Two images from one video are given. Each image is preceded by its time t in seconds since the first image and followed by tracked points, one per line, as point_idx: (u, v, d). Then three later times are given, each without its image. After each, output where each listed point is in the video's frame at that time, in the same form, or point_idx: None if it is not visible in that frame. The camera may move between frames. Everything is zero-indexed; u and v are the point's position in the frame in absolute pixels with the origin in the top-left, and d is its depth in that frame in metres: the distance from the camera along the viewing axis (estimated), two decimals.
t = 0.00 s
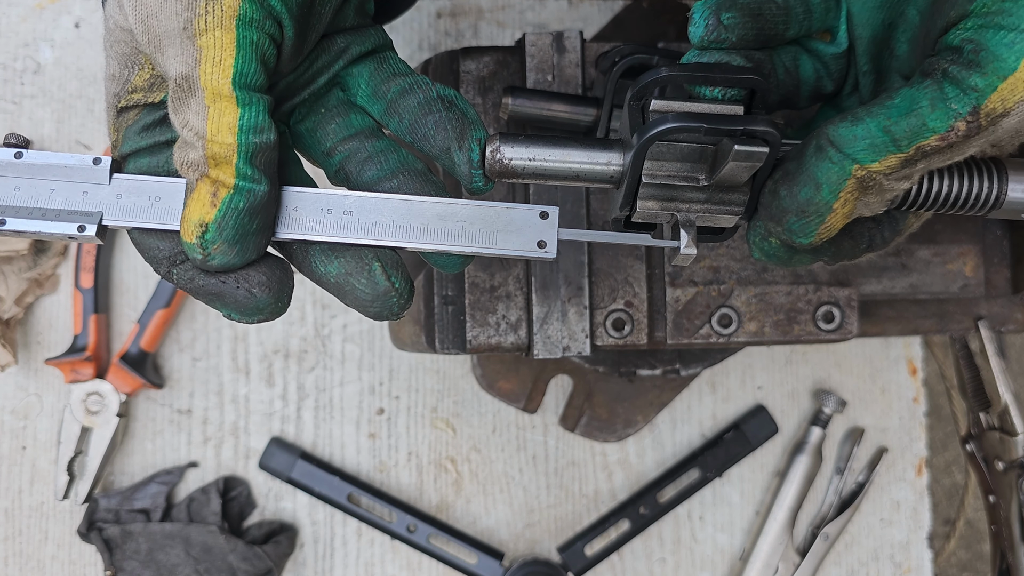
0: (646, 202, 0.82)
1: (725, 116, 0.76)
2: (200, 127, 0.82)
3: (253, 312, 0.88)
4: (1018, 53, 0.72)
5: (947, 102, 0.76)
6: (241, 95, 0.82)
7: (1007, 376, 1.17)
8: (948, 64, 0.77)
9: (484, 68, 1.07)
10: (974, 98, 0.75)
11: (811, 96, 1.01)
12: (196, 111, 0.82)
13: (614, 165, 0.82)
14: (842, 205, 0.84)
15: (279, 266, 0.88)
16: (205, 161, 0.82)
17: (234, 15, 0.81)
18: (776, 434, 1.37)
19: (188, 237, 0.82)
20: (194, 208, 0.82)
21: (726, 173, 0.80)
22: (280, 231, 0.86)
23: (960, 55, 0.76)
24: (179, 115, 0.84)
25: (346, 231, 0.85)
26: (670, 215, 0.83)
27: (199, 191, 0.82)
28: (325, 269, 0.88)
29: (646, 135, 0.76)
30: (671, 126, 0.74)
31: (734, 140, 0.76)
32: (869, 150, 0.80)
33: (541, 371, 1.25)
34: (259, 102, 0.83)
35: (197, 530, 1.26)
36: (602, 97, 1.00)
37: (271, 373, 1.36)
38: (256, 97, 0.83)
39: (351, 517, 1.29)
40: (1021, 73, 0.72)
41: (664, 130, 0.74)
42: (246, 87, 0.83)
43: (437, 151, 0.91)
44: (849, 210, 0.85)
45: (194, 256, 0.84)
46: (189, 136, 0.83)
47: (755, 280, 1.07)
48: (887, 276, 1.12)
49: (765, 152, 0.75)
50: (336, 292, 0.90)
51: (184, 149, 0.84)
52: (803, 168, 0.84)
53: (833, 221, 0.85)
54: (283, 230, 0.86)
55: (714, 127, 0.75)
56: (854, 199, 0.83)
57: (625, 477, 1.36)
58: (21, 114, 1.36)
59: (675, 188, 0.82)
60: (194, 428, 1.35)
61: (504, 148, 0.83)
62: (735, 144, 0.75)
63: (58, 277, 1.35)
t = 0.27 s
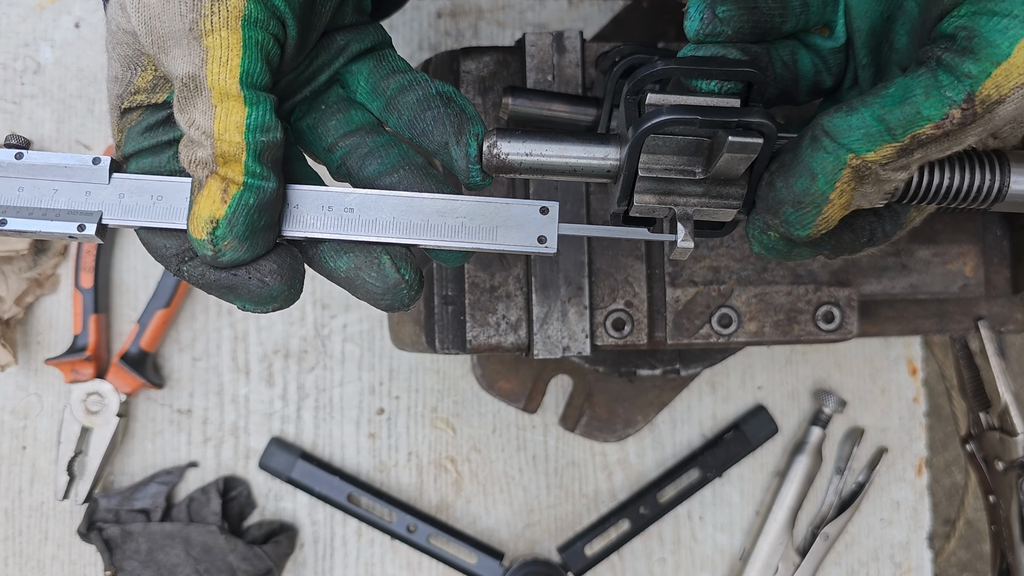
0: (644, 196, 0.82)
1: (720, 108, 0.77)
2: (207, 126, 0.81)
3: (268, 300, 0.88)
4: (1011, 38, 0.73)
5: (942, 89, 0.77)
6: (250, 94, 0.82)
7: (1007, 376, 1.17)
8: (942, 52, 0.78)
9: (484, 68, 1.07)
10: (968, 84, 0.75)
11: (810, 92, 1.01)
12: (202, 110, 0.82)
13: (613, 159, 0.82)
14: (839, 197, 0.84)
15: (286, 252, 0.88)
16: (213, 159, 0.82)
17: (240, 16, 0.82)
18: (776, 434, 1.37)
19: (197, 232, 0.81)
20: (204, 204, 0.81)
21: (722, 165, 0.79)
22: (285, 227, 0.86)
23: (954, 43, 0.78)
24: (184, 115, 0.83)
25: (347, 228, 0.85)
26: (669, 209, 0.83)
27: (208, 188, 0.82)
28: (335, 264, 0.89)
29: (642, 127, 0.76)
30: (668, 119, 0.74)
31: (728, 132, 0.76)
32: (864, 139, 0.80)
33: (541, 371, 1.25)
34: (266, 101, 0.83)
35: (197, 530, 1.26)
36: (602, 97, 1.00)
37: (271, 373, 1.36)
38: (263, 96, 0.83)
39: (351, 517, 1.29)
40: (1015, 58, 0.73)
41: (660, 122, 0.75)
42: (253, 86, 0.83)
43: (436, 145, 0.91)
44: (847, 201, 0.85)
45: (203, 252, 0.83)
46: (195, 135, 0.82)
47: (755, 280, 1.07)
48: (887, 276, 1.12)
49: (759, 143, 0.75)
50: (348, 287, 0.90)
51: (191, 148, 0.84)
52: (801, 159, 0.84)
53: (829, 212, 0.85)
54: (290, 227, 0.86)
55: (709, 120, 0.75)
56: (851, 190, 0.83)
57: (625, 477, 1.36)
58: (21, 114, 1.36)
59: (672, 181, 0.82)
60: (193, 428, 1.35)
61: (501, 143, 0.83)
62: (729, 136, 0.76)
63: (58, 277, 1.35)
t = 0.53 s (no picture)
0: (643, 200, 0.83)
1: (720, 114, 0.76)
2: (214, 131, 0.82)
3: (276, 296, 0.88)
4: (1010, 41, 0.73)
5: (941, 92, 0.76)
6: (256, 100, 0.82)
7: (1007, 377, 1.17)
8: (941, 55, 0.78)
9: (484, 68, 1.07)
10: (967, 87, 0.75)
11: (807, 93, 1.02)
12: (208, 116, 0.82)
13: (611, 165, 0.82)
14: (836, 201, 0.84)
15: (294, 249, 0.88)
16: (220, 163, 0.82)
17: (247, 21, 0.81)
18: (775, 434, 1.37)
19: (205, 236, 0.81)
20: (211, 208, 0.81)
21: (721, 171, 0.80)
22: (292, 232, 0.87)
23: (952, 46, 0.77)
24: (190, 119, 0.83)
25: (352, 232, 0.85)
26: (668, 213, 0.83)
27: (215, 191, 0.82)
28: (339, 264, 0.89)
29: (643, 133, 0.76)
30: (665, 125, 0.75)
31: (728, 139, 0.76)
32: (864, 143, 0.80)
33: (541, 371, 1.25)
34: (272, 106, 0.84)
35: (197, 530, 1.26)
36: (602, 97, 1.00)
37: (271, 373, 1.36)
38: (269, 101, 0.84)
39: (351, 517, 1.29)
40: (1014, 61, 0.73)
41: (659, 129, 0.75)
42: (260, 90, 0.83)
43: (437, 148, 0.91)
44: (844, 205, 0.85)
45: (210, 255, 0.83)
46: (202, 140, 0.83)
47: (755, 280, 1.07)
48: (887, 276, 1.12)
49: (758, 151, 0.76)
50: (351, 287, 0.90)
51: (198, 152, 0.84)
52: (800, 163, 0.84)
53: (826, 217, 0.85)
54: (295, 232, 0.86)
55: (708, 126, 0.75)
56: (849, 195, 0.83)
57: (625, 477, 1.36)
58: (21, 114, 1.36)
59: (671, 187, 0.83)
60: (193, 428, 1.35)
61: (499, 148, 0.83)
62: (729, 143, 0.75)
63: (58, 277, 1.35)
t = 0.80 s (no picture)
0: (635, 203, 0.83)
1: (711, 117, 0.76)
2: (230, 137, 0.82)
3: (296, 302, 0.88)
4: (1000, 45, 0.73)
5: (931, 97, 0.76)
6: (272, 104, 0.83)
7: (1006, 376, 1.17)
8: (931, 59, 0.78)
9: (484, 68, 1.07)
10: (957, 91, 0.75)
11: (802, 97, 1.02)
12: (224, 122, 0.82)
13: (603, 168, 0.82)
14: (828, 204, 0.84)
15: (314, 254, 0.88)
16: (237, 170, 0.82)
17: (262, 27, 0.82)
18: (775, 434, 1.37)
19: (224, 242, 0.81)
20: (229, 215, 0.81)
21: (712, 175, 0.80)
22: (308, 236, 0.86)
23: (942, 50, 0.77)
24: (204, 126, 0.83)
25: (361, 236, 0.85)
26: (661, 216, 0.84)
27: (233, 199, 0.82)
28: (360, 268, 0.89)
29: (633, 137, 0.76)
30: (656, 130, 0.74)
31: (719, 143, 0.76)
32: (854, 147, 0.80)
33: (541, 371, 1.25)
34: (288, 112, 0.84)
35: (197, 530, 1.26)
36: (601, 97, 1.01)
37: (271, 372, 1.36)
38: (285, 107, 0.84)
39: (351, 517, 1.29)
40: (1003, 65, 0.73)
41: (650, 133, 0.75)
42: (275, 96, 0.84)
43: (433, 150, 0.92)
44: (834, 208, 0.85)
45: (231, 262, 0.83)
46: (217, 147, 0.83)
47: (754, 280, 1.07)
48: (887, 276, 1.12)
49: (748, 155, 0.76)
50: (372, 291, 0.91)
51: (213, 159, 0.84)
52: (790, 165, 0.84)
53: (817, 219, 0.85)
54: (311, 237, 0.86)
55: (699, 130, 0.75)
56: (839, 198, 0.83)
57: (625, 477, 1.36)
58: (21, 114, 1.36)
59: (661, 191, 0.83)
60: (193, 428, 1.35)
61: (492, 150, 0.83)
62: (719, 147, 0.75)
63: (58, 277, 1.35)
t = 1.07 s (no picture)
0: (635, 213, 0.83)
1: (709, 127, 0.77)
2: (239, 139, 0.81)
3: (305, 303, 0.89)
4: (997, 53, 0.73)
5: (928, 105, 0.76)
6: (282, 107, 0.82)
7: (1007, 377, 1.17)
8: (928, 67, 0.78)
9: (484, 68, 1.07)
10: (954, 99, 0.75)
11: (800, 102, 1.02)
12: (234, 125, 0.82)
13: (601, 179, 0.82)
14: (827, 213, 0.84)
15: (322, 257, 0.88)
16: (248, 172, 0.82)
17: (271, 30, 0.81)
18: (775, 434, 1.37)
19: (236, 246, 0.81)
20: (241, 219, 0.82)
21: (710, 184, 0.80)
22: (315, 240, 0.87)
23: (940, 57, 0.77)
24: (213, 129, 0.83)
25: (370, 240, 0.86)
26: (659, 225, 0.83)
27: (245, 201, 0.82)
28: (364, 271, 0.89)
29: (631, 145, 0.76)
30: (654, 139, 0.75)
31: (717, 152, 0.76)
32: (852, 155, 0.80)
33: (541, 371, 1.25)
34: (296, 114, 0.84)
35: (197, 530, 1.26)
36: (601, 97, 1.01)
37: (271, 372, 1.36)
38: (294, 109, 0.84)
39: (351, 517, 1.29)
40: (1000, 73, 0.73)
41: (648, 143, 0.75)
42: (284, 98, 0.84)
43: (433, 157, 0.92)
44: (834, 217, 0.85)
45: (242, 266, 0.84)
46: (227, 149, 0.82)
47: (755, 280, 1.07)
48: (886, 276, 1.12)
49: (746, 164, 0.76)
50: (378, 293, 0.91)
51: (223, 161, 0.84)
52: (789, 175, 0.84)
53: (817, 228, 0.85)
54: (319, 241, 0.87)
55: (697, 140, 0.75)
56: (838, 207, 0.83)
57: (625, 477, 1.36)
58: (21, 114, 1.36)
59: (660, 202, 0.83)
60: (193, 428, 1.35)
61: (491, 163, 0.84)
62: (716, 157, 0.76)
63: (58, 277, 1.35)
